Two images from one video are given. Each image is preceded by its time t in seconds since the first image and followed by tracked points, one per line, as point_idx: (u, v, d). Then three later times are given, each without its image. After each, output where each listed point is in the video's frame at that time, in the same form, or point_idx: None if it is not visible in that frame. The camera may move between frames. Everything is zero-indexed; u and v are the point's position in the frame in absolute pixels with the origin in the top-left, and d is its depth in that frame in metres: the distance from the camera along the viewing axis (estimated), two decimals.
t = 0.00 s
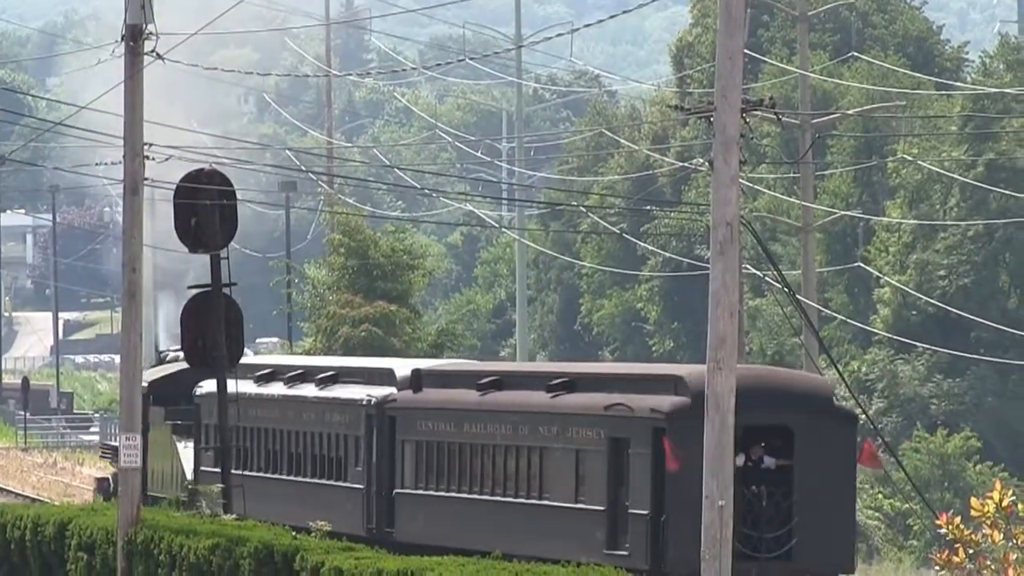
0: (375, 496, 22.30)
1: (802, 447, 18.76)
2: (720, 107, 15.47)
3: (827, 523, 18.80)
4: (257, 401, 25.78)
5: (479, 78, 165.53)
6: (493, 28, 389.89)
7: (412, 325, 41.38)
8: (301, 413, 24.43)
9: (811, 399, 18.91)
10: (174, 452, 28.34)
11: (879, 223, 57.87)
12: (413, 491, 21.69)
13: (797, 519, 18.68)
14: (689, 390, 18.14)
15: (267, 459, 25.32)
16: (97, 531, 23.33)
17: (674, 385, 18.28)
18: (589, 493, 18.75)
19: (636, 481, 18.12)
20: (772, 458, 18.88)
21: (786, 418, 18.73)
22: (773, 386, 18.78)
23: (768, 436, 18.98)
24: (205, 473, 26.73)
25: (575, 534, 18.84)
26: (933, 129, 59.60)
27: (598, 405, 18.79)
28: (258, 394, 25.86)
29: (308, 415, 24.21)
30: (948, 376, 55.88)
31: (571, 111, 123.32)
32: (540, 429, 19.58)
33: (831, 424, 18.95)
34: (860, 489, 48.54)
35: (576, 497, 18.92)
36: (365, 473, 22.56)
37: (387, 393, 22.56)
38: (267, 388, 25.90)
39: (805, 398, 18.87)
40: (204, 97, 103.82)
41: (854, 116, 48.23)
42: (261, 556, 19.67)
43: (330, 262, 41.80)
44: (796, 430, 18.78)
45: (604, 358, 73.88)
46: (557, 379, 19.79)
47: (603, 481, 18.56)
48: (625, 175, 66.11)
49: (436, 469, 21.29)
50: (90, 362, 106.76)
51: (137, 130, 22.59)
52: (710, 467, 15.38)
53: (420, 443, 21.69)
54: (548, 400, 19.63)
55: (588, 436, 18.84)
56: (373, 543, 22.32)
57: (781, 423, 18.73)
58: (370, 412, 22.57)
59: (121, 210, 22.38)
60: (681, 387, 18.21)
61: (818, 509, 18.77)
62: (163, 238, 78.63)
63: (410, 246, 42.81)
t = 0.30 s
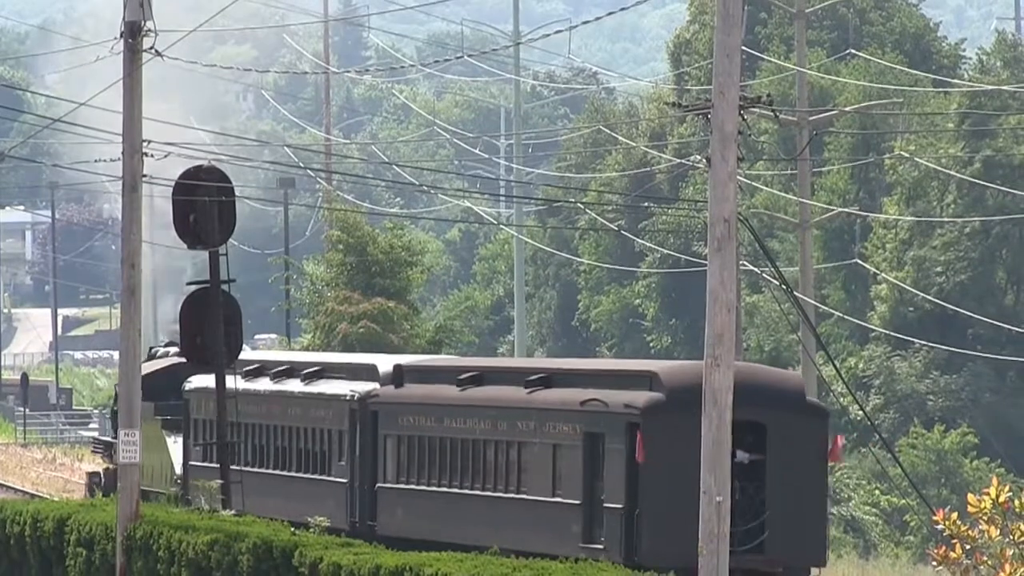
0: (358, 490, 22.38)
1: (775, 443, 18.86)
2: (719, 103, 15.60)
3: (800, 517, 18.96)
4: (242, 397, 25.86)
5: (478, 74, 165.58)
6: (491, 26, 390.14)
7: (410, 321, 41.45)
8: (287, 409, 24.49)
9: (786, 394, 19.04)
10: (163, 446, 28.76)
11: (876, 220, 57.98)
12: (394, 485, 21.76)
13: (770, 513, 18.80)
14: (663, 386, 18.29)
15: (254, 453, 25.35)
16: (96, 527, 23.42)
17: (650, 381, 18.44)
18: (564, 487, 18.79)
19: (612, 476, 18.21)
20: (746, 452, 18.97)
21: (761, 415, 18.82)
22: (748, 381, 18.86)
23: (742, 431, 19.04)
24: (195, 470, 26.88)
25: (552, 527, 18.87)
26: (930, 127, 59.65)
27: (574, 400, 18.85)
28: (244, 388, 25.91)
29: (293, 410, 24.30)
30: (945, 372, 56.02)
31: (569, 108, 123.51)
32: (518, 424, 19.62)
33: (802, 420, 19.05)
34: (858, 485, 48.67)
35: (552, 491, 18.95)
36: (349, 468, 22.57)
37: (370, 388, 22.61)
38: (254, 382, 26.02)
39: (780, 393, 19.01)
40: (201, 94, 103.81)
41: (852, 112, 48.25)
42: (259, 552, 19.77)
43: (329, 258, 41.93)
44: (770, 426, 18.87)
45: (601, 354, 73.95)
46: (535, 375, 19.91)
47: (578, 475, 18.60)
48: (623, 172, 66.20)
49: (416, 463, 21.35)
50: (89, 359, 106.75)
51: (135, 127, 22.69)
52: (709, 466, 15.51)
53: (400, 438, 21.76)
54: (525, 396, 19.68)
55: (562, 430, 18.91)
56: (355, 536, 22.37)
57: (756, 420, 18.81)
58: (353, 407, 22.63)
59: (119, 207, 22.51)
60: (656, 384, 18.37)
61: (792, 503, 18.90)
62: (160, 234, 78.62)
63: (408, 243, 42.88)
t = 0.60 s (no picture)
0: (344, 484, 22.59)
1: (750, 437, 18.95)
2: (718, 101, 15.72)
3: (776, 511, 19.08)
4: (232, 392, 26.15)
5: (478, 72, 165.89)
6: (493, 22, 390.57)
7: (411, 318, 41.57)
8: (277, 404, 24.69)
9: (762, 389, 19.14)
10: (156, 442, 29.37)
11: (876, 217, 58.12)
12: (380, 478, 21.92)
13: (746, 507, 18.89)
14: (640, 381, 18.37)
15: (246, 448, 25.56)
16: (97, 522, 23.57)
17: (626, 377, 18.54)
18: (544, 482, 18.91)
19: (589, 470, 18.30)
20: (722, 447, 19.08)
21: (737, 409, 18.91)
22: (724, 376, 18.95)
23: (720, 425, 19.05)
24: (188, 463, 27.36)
25: (532, 520, 18.99)
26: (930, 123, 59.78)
27: (553, 395, 18.95)
28: (237, 384, 26.11)
29: (282, 404, 24.52)
30: (944, 369, 56.18)
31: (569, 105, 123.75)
32: (498, 419, 19.74)
33: (780, 415, 19.19)
34: (858, 482, 48.83)
35: (532, 485, 19.07)
36: (336, 462, 22.78)
37: (356, 383, 22.79)
38: (245, 378, 26.30)
39: (755, 388, 19.11)
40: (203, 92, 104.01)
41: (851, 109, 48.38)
42: (260, 547, 19.87)
43: (330, 255, 42.07)
44: (747, 421, 18.97)
45: (601, 351, 74.21)
46: (515, 370, 19.98)
47: (558, 469, 18.68)
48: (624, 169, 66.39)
49: (401, 457, 21.50)
50: (92, 355, 107.00)
51: (136, 124, 22.79)
52: (708, 463, 15.66)
53: (384, 433, 21.90)
54: (506, 390, 19.78)
55: (541, 425, 19.03)
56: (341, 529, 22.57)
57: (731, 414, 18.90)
58: (340, 403, 22.82)
59: (121, 204, 22.60)
60: (633, 380, 18.47)
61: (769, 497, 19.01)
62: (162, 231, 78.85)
63: (409, 240, 43.03)
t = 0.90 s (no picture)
0: (335, 478, 22.84)
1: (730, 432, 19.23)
2: (721, 99, 15.83)
3: (756, 506, 19.39)
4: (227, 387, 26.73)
5: (482, 70, 166.14)
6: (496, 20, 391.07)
7: (414, 314, 41.70)
8: (271, 399, 25.03)
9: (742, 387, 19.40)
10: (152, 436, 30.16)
11: (879, 213, 58.23)
12: (368, 473, 22.18)
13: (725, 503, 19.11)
14: (620, 376, 18.62)
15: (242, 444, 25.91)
16: (103, 518, 23.72)
17: (607, 374, 18.80)
18: (526, 477, 19.12)
19: (570, 466, 18.52)
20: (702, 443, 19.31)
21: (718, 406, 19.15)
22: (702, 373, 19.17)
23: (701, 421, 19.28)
24: (185, 457, 28.19)
25: (514, 515, 19.23)
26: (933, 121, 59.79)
27: (535, 392, 19.17)
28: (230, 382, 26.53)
29: (276, 400, 24.85)
30: (946, 365, 56.29)
31: (572, 103, 123.98)
32: (482, 415, 19.97)
33: (757, 411, 19.53)
34: (860, 478, 48.95)
35: (515, 481, 19.30)
36: (325, 457, 23.04)
37: (345, 379, 23.17)
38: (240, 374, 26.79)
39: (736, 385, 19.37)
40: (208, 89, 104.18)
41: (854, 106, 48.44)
42: (265, 544, 19.96)
43: (333, 252, 42.21)
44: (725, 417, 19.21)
45: (604, 348, 74.39)
46: (499, 367, 20.18)
47: (540, 465, 18.91)
48: (627, 166, 66.51)
49: (387, 454, 21.79)
50: (97, 351, 107.24)
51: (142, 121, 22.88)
52: (711, 462, 15.73)
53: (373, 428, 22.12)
54: (490, 387, 20.00)
55: (524, 421, 19.24)
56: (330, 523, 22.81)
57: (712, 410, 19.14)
58: (330, 398, 23.08)
59: (127, 201, 22.73)
60: (614, 377, 18.71)
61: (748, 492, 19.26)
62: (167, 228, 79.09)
63: (413, 236, 43.15)
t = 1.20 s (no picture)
0: (325, 475, 24.12)
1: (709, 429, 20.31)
2: (726, 98, 15.98)
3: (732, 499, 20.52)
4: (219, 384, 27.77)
5: (487, 68, 166.28)
6: (501, 18, 391.35)
7: (420, 312, 41.88)
8: (262, 395, 26.25)
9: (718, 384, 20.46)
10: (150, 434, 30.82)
11: (882, 212, 58.47)
12: (359, 468, 23.47)
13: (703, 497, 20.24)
14: (603, 374, 19.80)
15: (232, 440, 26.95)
16: (109, 516, 23.86)
17: (590, 370, 20.03)
18: (512, 471, 20.38)
19: (555, 462, 19.71)
20: (681, 439, 20.44)
21: (696, 403, 20.24)
22: (680, 371, 20.25)
23: (679, 418, 20.42)
24: (178, 453, 28.95)
25: (501, 508, 20.45)
26: (936, 119, 59.96)
27: (518, 390, 20.46)
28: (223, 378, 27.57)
29: (268, 396, 26.04)
30: (949, 363, 56.54)
31: (577, 101, 124.16)
32: (469, 411, 21.25)
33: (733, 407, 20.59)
34: (864, 476, 49.21)
35: (501, 475, 20.53)
36: (317, 453, 24.32)
37: (336, 376, 24.43)
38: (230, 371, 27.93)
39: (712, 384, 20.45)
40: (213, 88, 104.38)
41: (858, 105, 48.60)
42: (270, 541, 20.12)
43: (339, 250, 42.39)
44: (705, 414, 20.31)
45: (608, 345, 74.63)
46: (486, 364, 21.57)
47: (525, 461, 20.16)
48: (631, 165, 66.71)
49: (379, 448, 23.07)
50: (104, 348, 107.36)
51: (148, 118, 23.03)
52: (715, 458, 15.90)
53: (364, 425, 23.43)
54: (476, 383, 21.35)
55: (511, 418, 20.51)
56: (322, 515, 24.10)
57: (689, 408, 20.26)
58: (321, 395, 24.36)
59: (133, 199, 22.89)
60: (595, 373, 19.96)
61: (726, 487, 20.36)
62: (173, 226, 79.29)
63: (418, 234, 43.34)
